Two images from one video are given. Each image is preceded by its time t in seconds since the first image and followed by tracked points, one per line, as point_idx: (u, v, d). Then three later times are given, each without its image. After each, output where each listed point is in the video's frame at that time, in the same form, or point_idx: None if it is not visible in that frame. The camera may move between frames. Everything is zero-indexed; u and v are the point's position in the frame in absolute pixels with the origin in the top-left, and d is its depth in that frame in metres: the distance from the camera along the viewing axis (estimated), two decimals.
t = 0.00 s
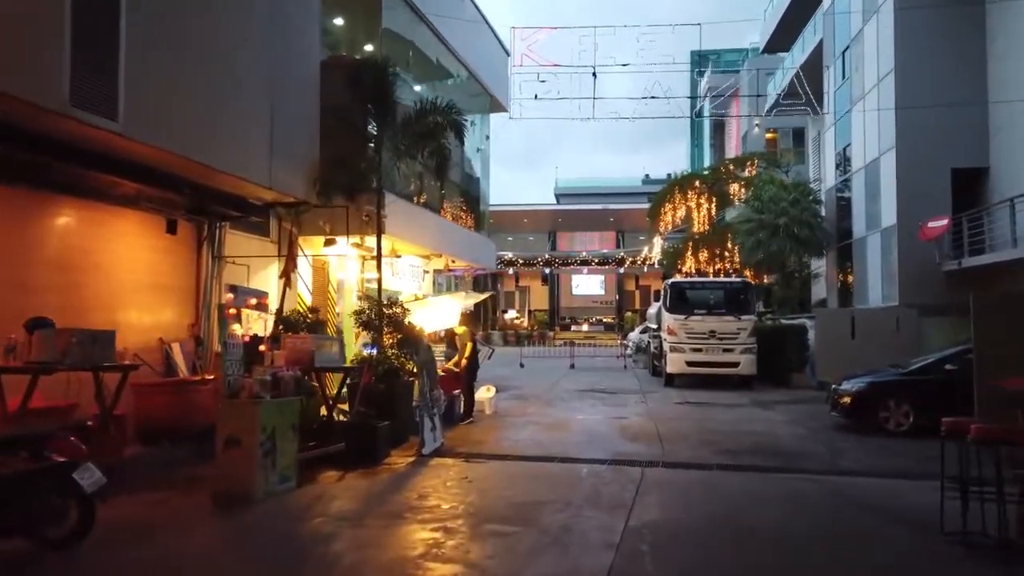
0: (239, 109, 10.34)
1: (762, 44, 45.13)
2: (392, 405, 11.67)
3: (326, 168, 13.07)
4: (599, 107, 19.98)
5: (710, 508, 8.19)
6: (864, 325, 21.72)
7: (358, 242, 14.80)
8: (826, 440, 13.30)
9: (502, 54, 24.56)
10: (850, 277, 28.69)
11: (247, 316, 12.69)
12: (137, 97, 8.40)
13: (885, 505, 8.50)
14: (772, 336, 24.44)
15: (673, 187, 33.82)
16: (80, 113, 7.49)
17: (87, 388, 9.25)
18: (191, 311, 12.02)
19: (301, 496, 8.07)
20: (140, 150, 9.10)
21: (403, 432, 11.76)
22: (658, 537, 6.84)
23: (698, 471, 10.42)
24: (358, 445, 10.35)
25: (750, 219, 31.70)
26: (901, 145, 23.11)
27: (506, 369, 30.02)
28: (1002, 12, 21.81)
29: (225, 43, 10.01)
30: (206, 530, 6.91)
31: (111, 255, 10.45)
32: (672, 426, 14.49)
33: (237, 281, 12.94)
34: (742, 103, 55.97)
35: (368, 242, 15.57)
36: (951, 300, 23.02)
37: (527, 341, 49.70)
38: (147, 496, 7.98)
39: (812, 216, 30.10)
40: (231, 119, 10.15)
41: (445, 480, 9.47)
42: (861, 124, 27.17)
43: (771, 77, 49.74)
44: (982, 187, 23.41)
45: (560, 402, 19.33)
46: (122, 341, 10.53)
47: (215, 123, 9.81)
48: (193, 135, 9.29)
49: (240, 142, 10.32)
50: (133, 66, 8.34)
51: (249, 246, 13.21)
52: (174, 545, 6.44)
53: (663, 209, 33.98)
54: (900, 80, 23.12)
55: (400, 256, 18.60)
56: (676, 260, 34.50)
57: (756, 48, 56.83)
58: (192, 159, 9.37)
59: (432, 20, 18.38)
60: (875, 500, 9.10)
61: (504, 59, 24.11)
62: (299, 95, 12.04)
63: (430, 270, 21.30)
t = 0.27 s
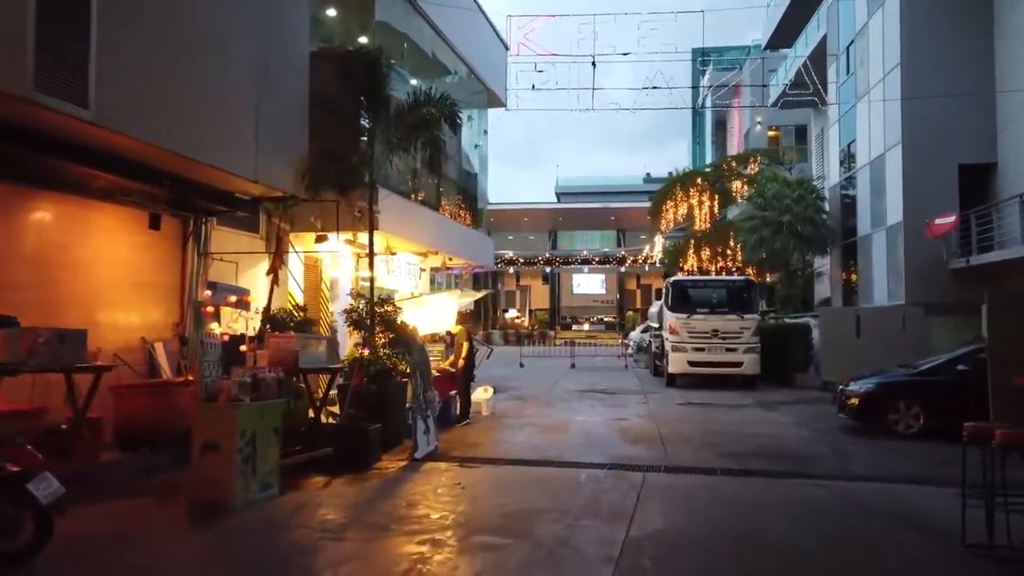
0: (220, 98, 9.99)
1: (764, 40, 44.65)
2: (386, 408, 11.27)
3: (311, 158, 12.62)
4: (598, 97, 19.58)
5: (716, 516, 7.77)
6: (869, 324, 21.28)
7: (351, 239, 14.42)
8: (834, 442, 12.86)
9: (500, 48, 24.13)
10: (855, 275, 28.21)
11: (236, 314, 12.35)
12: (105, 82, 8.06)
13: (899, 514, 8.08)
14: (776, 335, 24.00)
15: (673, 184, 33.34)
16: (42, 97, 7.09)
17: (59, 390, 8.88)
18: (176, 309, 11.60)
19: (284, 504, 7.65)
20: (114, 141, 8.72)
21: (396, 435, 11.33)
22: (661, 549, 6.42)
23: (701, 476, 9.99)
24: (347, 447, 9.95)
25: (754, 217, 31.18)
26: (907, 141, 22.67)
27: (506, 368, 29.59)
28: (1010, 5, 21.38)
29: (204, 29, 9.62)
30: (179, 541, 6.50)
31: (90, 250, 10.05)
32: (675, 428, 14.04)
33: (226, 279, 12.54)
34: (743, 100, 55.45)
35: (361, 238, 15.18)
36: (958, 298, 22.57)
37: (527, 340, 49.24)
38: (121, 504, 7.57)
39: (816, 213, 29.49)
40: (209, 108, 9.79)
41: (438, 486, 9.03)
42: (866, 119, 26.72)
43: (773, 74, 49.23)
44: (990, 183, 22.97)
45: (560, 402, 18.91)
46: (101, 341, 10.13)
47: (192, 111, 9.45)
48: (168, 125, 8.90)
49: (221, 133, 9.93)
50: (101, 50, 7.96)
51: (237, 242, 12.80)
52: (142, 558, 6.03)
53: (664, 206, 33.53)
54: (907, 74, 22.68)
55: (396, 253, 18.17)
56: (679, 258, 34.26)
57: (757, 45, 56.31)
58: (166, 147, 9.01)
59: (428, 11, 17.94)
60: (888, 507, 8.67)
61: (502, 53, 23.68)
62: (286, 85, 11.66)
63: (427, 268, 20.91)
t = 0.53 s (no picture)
0: (203, 85, 9.64)
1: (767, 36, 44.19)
2: (379, 410, 10.89)
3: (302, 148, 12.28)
4: (597, 91, 19.30)
5: (721, 524, 7.35)
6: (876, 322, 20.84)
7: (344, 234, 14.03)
8: (842, 444, 12.43)
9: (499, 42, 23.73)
10: (860, 273, 27.75)
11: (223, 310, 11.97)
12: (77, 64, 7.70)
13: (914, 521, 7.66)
14: (780, 333, 23.59)
15: (676, 180, 33.05)
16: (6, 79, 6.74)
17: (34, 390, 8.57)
18: (159, 306, 11.19)
19: (264, 510, 7.24)
20: (91, 128, 8.34)
21: (387, 439, 10.93)
22: (662, 560, 6.01)
23: (705, 480, 9.58)
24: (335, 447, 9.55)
25: (757, 214, 30.43)
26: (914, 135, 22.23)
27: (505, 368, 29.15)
28: None
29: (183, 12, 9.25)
30: (149, 550, 6.09)
31: (70, 245, 9.65)
32: (677, 429, 13.61)
33: (215, 275, 12.17)
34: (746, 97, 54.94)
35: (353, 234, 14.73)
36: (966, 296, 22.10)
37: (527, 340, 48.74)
38: (93, 511, 7.16)
39: (820, 210, 29.01)
40: (191, 95, 9.42)
41: (429, 491, 8.60)
42: (871, 114, 26.28)
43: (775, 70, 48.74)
44: (998, 179, 22.51)
45: (559, 402, 18.48)
46: (81, 340, 9.76)
47: (171, 98, 9.09)
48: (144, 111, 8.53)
49: (203, 122, 9.53)
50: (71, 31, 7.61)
51: (225, 237, 12.38)
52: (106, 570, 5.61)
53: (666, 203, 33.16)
54: (913, 67, 22.24)
55: (392, 250, 17.77)
56: (681, 256, 33.99)
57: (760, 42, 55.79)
58: (143, 134, 8.65)
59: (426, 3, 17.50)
60: (902, 513, 8.25)
61: (501, 47, 23.28)
62: (273, 74, 11.29)
63: (424, 265, 20.54)
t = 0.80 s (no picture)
0: (179, 75, 9.29)
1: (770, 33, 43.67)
2: (370, 415, 10.42)
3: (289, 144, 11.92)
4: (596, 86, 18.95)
5: (725, 540, 6.94)
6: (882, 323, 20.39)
7: (337, 232, 13.61)
8: (850, 449, 12.00)
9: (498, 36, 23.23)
10: (866, 273, 27.27)
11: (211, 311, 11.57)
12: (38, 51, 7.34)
13: (930, 539, 7.24)
14: (785, 334, 23.11)
15: (678, 178, 32.59)
16: None
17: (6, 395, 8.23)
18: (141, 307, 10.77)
19: (243, 524, 6.82)
20: (61, 118, 7.96)
21: (379, 446, 10.48)
22: None
23: (709, 490, 9.14)
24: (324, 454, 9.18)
25: (760, 212, 30.01)
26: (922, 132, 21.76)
27: (505, 368, 28.71)
28: None
29: None
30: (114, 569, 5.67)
31: (47, 243, 9.24)
32: (680, 434, 13.17)
33: (203, 275, 11.76)
34: (748, 95, 54.45)
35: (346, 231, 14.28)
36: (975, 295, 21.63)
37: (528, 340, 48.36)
38: (57, 525, 6.72)
39: (825, 208, 28.54)
40: (167, 86, 9.06)
41: (418, 502, 8.17)
42: (878, 110, 25.79)
43: (778, 68, 48.23)
44: (1008, 176, 22.05)
45: (559, 404, 18.04)
46: (58, 343, 9.35)
47: (145, 88, 8.73)
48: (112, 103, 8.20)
49: (177, 113, 9.18)
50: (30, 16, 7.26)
51: (213, 236, 11.98)
52: None
53: (668, 201, 32.68)
54: (920, 62, 21.79)
55: (387, 249, 17.37)
56: (683, 256, 33.56)
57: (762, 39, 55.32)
58: (115, 125, 8.28)
59: None
60: (917, 525, 7.82)
61: (499, 41, 22.79)
62: (258, 66, 10.92)
63: (421, 264, 20.10)
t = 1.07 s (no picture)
0: (154, 63, 8.88)
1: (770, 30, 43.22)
2: (357, 420, 10.00)
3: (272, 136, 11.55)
4: (593, 80, 18.55)
5: (727, 552, 6.53)
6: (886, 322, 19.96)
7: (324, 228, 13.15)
8: (856, 452, 11.57)
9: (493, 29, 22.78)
10: (868, 271, 26.80)
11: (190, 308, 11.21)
12: None
13: (945, 550, 6.83)
14: (787, 332, 22.67)
15: (678, 175, 32.15)
16: None
17: None
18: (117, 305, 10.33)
19: (212, 535, 6.41)
20: (28, 106, 7.56)
21: (367, 450, 10.08)
22: None
23: (710, 496, 8.72)
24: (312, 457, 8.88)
25: (761, 210, 29.53)
26: (926, 127, 21.32)
27: (502, 368, 28.25)
28: None
29: None
30: None
31: (15, 238, 8.81)
32: (678, 437, 12.74)
33: (184, 271, 11.39)
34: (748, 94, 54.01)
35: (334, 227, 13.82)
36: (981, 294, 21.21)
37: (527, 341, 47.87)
38: (14, 538, 6.30)
39: (826, 206, 28.06)
40: (141, 74, 8.67)
41: (403, 509, 7.75)
42: (881, 106, 25.33)
43: (779, 66, 47.78)
44: (1014, 173, 21.63)
45: (555, 406, 17.60)
46: (26, 343, 8.90)
47: (117, 75, 8.30)
48: (80, 90, 7.77)
49: (151, 102, 8.75)
50: None
51: (195, 231, 11.54)
52: None
53: (668, 199, 32.25)
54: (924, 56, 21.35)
55: (380, 247, 16.96)
56: (683, 254, 33.16)
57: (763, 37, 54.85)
58: (84, 113, 7.86)
59: None
60: (930, 535, 7.41)
61: (495, 35, 22.33)
62: (238, 54, 10.51)
63: (414, 262, 19.65)
